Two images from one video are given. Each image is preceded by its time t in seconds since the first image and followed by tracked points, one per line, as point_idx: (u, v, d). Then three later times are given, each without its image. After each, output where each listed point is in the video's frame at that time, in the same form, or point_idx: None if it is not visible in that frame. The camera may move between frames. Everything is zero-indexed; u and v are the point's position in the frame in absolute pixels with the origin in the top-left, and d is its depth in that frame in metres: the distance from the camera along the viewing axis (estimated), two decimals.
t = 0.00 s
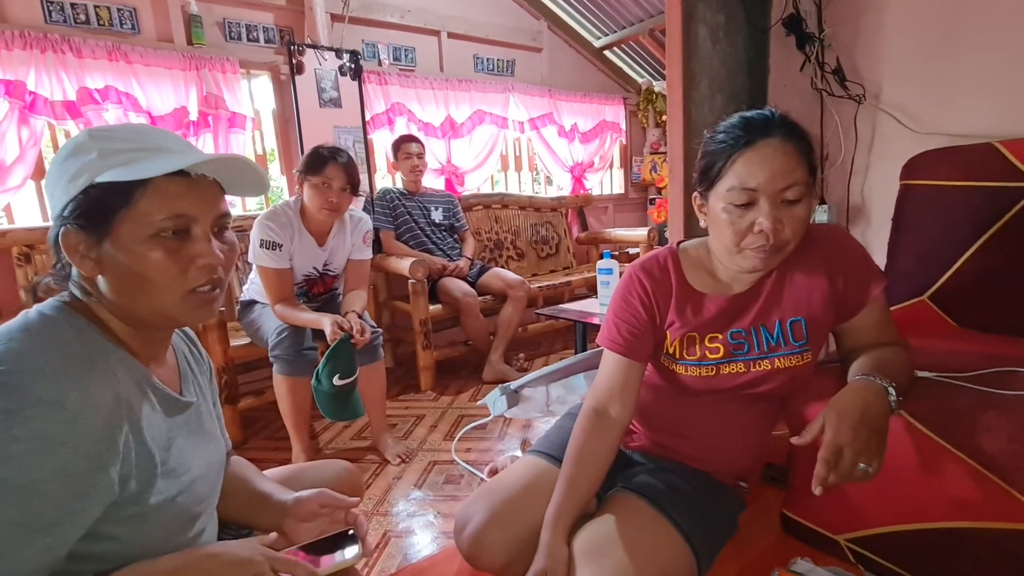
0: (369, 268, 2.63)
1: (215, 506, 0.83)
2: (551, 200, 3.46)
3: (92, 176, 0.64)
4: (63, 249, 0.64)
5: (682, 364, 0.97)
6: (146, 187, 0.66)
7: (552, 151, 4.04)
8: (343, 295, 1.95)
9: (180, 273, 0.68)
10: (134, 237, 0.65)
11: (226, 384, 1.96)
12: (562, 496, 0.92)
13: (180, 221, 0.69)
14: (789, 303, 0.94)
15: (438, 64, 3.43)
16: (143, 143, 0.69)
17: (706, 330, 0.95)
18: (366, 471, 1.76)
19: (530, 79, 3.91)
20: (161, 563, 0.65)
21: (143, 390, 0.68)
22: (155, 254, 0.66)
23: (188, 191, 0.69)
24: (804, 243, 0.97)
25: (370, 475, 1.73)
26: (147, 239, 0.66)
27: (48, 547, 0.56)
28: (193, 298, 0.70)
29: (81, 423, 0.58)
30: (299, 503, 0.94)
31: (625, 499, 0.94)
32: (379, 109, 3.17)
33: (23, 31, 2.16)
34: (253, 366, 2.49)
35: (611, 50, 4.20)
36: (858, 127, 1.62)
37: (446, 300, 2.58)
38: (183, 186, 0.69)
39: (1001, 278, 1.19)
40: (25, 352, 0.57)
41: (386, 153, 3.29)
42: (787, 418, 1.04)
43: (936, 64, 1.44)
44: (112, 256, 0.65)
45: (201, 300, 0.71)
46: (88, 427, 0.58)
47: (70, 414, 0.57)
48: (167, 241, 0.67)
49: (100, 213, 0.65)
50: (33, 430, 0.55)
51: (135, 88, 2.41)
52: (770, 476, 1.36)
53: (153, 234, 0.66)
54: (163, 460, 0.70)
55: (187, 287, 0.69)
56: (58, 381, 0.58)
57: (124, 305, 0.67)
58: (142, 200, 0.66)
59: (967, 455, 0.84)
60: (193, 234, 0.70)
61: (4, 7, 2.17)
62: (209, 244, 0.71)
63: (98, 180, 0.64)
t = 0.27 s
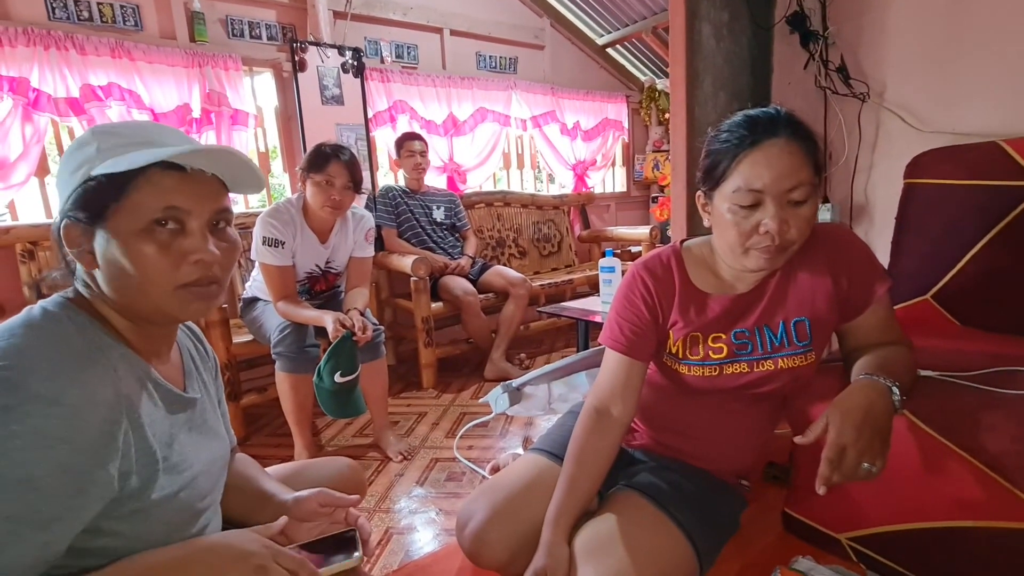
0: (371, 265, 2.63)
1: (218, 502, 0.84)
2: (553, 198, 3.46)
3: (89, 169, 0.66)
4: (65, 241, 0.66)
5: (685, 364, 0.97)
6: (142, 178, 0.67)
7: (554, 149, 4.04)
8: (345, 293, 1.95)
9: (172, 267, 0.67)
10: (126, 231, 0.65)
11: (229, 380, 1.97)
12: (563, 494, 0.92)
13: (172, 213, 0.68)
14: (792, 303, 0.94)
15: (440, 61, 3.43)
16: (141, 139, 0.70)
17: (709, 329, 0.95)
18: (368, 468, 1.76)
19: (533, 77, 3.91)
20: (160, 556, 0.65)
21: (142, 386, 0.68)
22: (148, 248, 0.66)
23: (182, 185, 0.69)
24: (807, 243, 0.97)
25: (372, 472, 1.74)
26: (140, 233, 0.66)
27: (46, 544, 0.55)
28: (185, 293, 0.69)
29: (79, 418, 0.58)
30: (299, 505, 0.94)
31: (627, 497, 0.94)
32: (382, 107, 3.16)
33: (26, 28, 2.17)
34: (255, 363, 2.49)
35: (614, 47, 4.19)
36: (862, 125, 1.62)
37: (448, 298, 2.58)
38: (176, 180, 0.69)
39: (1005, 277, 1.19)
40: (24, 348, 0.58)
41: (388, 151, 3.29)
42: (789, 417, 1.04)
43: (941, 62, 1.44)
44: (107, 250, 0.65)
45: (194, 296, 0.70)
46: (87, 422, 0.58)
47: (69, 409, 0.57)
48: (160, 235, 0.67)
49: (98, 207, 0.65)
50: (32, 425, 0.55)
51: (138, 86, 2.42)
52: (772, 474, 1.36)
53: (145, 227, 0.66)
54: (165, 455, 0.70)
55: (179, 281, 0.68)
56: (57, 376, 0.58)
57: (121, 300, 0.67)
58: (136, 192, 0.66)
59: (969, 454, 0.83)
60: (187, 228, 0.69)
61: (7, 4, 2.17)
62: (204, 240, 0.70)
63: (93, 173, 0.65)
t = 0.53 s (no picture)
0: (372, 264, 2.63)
1: (220, 501, 0.84)
2: (555, 198, 3.46)
3: (82, 163, 0.66)
4: (60, 231, 0.68)
5: (687, 364, 0.97)
6: (127, 171, 0.67)
7: (556, 149, 4.04)
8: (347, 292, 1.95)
9: (156, 260, 0.66)
10: (111, 223, 0.65)
11: (231, 379, 1.97)
12: (564, 493, 0.92)
13: (157, 206, 0.68)
14: (796, 304, 0.94)
15: (443, 60, 3.43)
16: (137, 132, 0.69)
17: (712, 330, 0.94)
18: (369, 467, 1.76)
19: (535, 76, 3.90)
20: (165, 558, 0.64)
21: (142, 384, 0.68)
22: (131, 241, 0.65)
23: (169, 178, 0.69)
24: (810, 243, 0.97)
25: (373, 471, 1.74)
26: (123, 225, 0.65)
27: (50, 543, 0.55)
28: (171, 289, 0.68)
29: (81, 417, 0.58)
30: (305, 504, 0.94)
31: (628, 497, 0.94)
32: (384, 105, 3.16)
33: (30, 26, 2.17)
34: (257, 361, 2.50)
35: (616, 46, 4.19)
36: (864, 125, 1.61)
37: (449, 297, 2.58)
38: (163, 173, 0.69)
39: (1009, 278, 1.18)
40: (24, 348, 0.57)
41: (390, 149, 3.29)
42: (791, 417, 1.04)
43: (944, 61, 1.43)
44: (97, 244, 0.65)
45: (181, 290, 0.69)
46: (88, 421, 0.58)
47: (70, 408, 0.57)
48: (145, 228, 0.66)
49: (94, 203, 0.66)
50: (35, 425, 0.54)
51: (141, 84, 2.42)
52: (773, 474, 1.36)
53: (130, 219, 0.66)
54: (168, 453, 0.70)
55: (161, 276, 0.67)
56: (59, 374, 0.58)
57: (117, 297, 0.67)
58: (119, 184, 0.66)
59: (972, 456, 0.82)
60: (174, 221, 0.69)
61: (10, 2, 2.17)
62: (192, 234, 0.69)
63: (85, 166, 0.66)
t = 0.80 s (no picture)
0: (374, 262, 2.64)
1: (219, 497, 0.84)
2: (556, 196, 3.45)
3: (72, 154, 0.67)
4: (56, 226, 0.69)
5: (686, 360, 0.97)
6: (112, 162, 0.68)
7: (557, 147, 4.03)
8: (348, 289, 1.95)
9: (141, 252, 0.66)
10: (97, 214, 0.65)
11: (233, 376, 1.98)
12: (565, 489, 0.93)
13: (142, 196, 0.68)
14: (795, 300, 0.94)
15: (444, 58, 3.43)
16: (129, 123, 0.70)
17: (711, 326, 0.94)
18: (370, 464, 1.77)
19: (536, 74, 3.90)
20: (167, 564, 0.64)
21: (135, 382, 0.68)
22: (115, 232, 0.65)
23: (155, 168, 0.69)
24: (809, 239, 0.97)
25: (374, 469, 1.74)
26: (109, 216, 0.66)
27: (44, 543, 0.56)
28: (157, 281, 0.67)
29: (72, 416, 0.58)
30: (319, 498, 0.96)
31: (628, 494, 0.94)
32: (385, 103, 3.16)
33: (31, 24, 2.17)
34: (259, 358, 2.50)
35: (618, 44, 4.18)
36: (867, 123, 1.61)
37: (451, 295, 2.58)
38: (150, 164, 0.69)
39: (1010, 276, 1.18)
40: (14, 352, 0.58)
41: (392, 147, 3.29)
42: (792, 415, 1.04)
43: (947, 59, 1.43)
44: (87, 237, 0.66)
45: (169, 284, 0.68)
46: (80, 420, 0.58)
47: (61, 408, 0.57)
48: (132, 220, 0.67)
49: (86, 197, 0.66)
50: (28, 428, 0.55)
51: (142, 82, 2.42)
52: (774, 473, 1.36)
53: (117, 210, 0.66)
54: (164, 451, 0.70)
55: (146, 269, 0.66)
56: (49, 375, 0.58)
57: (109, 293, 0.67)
58: (104, 175, 0.67)
59: (973, 455, 0.82)
60: (160, 214, 0.69)
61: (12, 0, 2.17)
62: (178, 224, 0.69)
63: (76, 158, 0.67)
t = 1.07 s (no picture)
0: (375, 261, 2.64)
1: (219, 496, 0.85)
2: (557, 195, 3.46)
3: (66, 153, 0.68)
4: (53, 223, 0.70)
5: (685, 357, 0.97)
6: (104, 160, 0.68)
7: (558, 146, 4.03)
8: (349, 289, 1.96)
9: (136, 249, 0.66)
10: (90, 213, 0.66)
11: (235, 375, 1.98)
12: (567, 485, 0.93)
13: (136, 193, 0.68)
14: (792, 296, 0.94)
15: (445, 57, 3.43)
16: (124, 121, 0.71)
17: (710, 323, 0.95)
18: (372, 463, 1.77)
19: (537, 73, 3.90)
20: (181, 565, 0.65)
21: (135, 380, 0.68)
22: (108, 231, 0.66)
23: (148, 167, 0.69)
24: (806, 237, 0.97)
25: (375, 467, 1.75)
26: (102, 215, 0.66)
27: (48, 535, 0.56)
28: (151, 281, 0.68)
29: (78, 411, 0.59)
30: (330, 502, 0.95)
31: (629, 491, 0.94)
32: (386, 103, 3.17)
33: (34, 24, 2.18)
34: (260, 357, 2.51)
35: (619, 43, 4.18)
36: (868, 122, 1.61)
37: (452, 294, 2.58)
38: (145, 161, 0.69)
39: (1011, 275, 1.18)
40: (14, 350, 0.58)
41: (393, 146, 3.30)
42: (792, 414, 1.04)
43: (948, 58, 1.43)
44: (82, 236, 0.66)
45: (163, 284, 0.69)
46: (87, 415, 0.59)
47: (66, 403, 0.58)
48: (125, 219, 0.67)
49: (84, 195, 0.67)
50: (39, 423, 0.55)
51: (144, 82, 2.43)
52: (774, 471, 1.36)
53: (110, 209, 0.67)
54: (165, 449, 0.71)
55: (140, 268, 0.67)
56: (52, 372, 0.58)
57: (107, 293, 0.67)
58: (98, 173, 0.67)
59: (972, 453, 0.82)
60: (154, 211, 0.69)
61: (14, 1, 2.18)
62: (172, 223, 0.70)
63: (70, 157, 0.68)
